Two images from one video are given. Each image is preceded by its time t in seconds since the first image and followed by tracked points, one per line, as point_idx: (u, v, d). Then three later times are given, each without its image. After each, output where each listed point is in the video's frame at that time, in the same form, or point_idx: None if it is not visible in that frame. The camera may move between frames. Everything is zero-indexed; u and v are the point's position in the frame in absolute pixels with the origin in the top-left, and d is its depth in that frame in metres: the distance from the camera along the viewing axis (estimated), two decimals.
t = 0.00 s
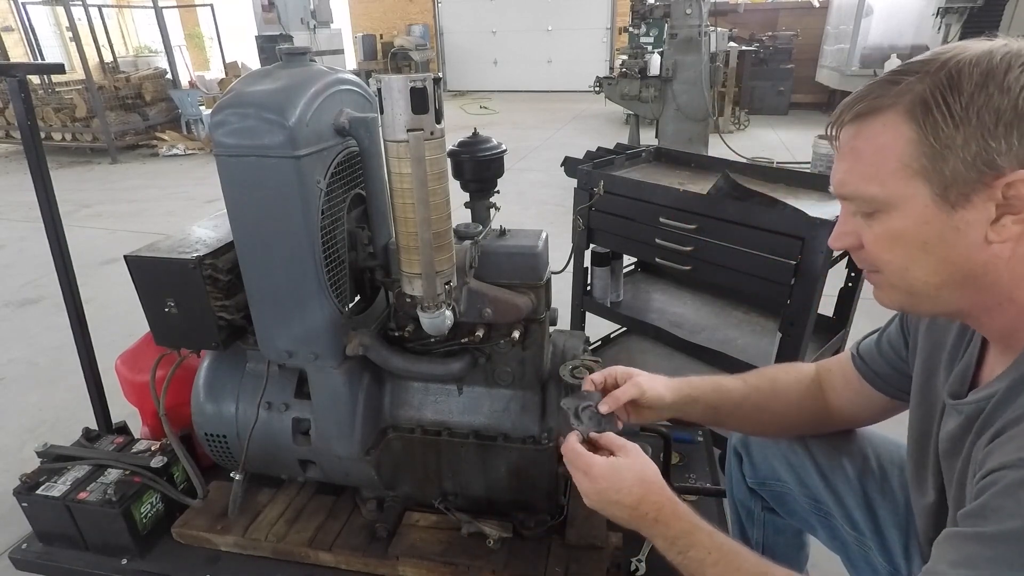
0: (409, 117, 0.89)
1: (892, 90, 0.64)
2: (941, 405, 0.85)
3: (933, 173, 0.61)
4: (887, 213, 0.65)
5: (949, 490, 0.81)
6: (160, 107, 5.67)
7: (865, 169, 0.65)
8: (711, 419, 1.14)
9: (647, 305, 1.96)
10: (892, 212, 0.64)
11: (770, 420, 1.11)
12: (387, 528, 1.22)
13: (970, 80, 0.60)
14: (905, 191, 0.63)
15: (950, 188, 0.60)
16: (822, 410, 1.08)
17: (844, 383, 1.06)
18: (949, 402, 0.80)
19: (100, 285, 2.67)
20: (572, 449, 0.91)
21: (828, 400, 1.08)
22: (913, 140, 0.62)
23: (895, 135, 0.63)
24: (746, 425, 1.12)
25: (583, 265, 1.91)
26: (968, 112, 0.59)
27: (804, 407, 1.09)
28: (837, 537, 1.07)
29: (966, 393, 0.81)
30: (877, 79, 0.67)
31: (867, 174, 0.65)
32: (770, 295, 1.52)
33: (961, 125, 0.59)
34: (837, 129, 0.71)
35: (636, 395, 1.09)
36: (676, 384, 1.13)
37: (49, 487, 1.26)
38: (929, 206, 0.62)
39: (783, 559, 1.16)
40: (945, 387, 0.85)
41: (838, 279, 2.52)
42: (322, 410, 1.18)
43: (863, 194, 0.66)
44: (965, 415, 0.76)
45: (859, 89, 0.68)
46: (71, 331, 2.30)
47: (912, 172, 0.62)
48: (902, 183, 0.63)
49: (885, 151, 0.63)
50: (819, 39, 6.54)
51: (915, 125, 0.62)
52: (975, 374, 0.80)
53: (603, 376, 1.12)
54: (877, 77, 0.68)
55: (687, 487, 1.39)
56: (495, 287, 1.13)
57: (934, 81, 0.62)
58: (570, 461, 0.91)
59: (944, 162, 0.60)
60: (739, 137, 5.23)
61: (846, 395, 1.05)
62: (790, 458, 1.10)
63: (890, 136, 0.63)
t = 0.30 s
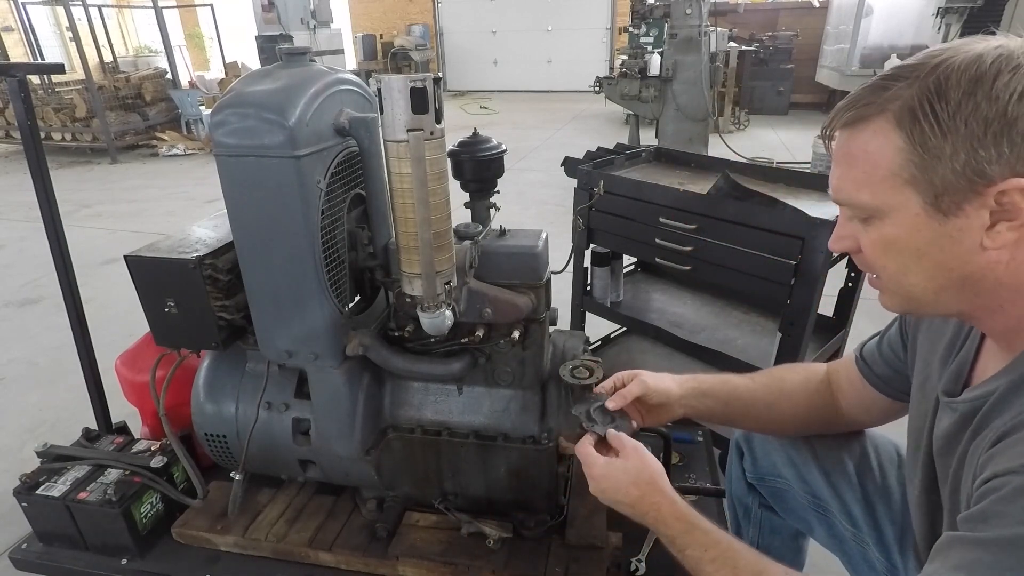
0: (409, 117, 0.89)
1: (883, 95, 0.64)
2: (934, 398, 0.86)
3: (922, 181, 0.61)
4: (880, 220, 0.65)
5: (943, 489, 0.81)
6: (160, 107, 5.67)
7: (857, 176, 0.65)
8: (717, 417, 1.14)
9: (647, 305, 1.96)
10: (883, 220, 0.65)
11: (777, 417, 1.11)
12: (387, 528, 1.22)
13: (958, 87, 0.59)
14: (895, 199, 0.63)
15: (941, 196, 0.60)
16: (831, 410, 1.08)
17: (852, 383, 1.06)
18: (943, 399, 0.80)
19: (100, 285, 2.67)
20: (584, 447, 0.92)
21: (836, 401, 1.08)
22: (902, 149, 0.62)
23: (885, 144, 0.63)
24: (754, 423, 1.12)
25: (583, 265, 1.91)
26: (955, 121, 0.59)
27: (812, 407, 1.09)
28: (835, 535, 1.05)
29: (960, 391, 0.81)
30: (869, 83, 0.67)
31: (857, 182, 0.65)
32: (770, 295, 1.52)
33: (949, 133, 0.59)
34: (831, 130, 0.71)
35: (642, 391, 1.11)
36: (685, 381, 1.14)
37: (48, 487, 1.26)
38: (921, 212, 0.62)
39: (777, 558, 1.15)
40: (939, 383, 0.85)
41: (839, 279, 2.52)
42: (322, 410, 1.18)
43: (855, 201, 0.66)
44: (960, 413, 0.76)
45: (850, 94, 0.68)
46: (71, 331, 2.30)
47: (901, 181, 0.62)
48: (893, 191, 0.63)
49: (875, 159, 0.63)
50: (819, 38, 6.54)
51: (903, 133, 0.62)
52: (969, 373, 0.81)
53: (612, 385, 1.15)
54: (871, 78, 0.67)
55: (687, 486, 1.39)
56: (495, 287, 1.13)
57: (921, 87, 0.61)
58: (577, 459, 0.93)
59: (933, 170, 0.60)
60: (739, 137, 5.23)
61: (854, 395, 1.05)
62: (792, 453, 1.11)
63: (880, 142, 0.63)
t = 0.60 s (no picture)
0: (409, 117, 0.89)
1: (887, 93, 0.64)
2: (927, 391, 0.86)
3: (928, 181, 0.61)
4: (885, 219, 0.65)
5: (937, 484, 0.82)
6: (160, 107, 5.67)
7: (861, 176, 0.65)
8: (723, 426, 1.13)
9: (647, 305, 1.96)
10: (889, 220, 0.65)
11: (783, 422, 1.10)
12: (387, 528, 1.22)
13: (964, 84, 0.59)
14: (901, 199, 0.63)
15: (948, 195, 0.60)
16: (832, 409, 1.08)
17: (851, 381, 1.05)
18: (936, 392, 0.80)
19: (100, 285, 2.67)
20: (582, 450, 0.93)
21: (836, 400, 1.07)
22: (907, 148, 0.62)
23: (890, 144, 0.63)
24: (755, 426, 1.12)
25: (583, 265, 1.91)
26: (961, 119, 0.59)
27: (813, 407, 1.09)
28: (834, 535, 1.06)
29: (953, 383, 0.81)
30: (870, 82, 0.66)
31: (862, 182, 0.65)
32: (769, 295, 1.52)
33: (956, 132, 0.59)
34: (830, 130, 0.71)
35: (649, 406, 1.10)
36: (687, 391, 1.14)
37: (49, 487, 1.27)
38: (927, 213, 0.62)
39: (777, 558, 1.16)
40: (933, 374, 0.85)
41: (838, 279, 2.52)
42: (322, 410, 1.18)
43: (860, 200, 0.66)
44: (952, 406, 0.76)
45: (853, 91, 0.68)
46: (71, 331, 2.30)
47: (908, 180, 0.62)
48: (898, 191, 0.63)
49: (880, 159, 0.63)
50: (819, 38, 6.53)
51: (909, 133, 0.61)
52: (961, 366, 0.81)
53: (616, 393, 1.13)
54: (873, 76, 0.67)
55: (687, 486, 1.39)
56: (495, 287, 1.13)
57: (926, 86, 0.61)
58: (575, 462, 0.93)
59: (940, 170, 0.60)
60: (739, 137, 5.23)
61: (854, 393, 1.05)
62: (791, 453, 1.11)
63: (885, 142, 0.63)
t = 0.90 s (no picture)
0: (409, 117, 0.89)
1: (916, 84, 0.62)
2: (929, 392, 0.86)
3: (958, 180, 0.59)
4: (905, 219, 0.64)
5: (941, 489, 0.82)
6: (160, 107, 5.67)
7: (881, 171, 0.64)
8: (724, 433, 1.13)
9: (647, 305, 1.96)
10: (907, 220, 0.64)
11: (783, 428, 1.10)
12: (387, 528, 1.22)
13: (1005, 77, 0.56)
14: (927, 197, 0.61)
15: (975, 195, 0.58)
16: (835, 414, 1.07)
17: (853, 386, 1.05)
18: (940, 395, 0.81)
19: (100, 285, 2.67)
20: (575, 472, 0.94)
21: (838, 404, 1.07)
22: (936, 143, 0.60)
23: (917, 139, 0.61)
24: (761, 434, 1.11)
25: (583, 265, 1.91)
26: (1000, 115, 0.56)
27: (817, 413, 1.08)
28: (835, 536, 1.06)
29: (956, 388, 0.81)
30: (897, 68, 0.64)
31: (884, 177, 0.64)
32: (770, 295, 1.52)
33: (992, 128, 0.57)
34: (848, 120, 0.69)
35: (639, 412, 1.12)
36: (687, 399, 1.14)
37: (49, 487, 1.27)
38: (950, 214, 0.61)
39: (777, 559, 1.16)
40: (936, 376, 0.85)
41: (838, 279, 2.52)
42: (322, 410, 1.18)
43: (876, 194, 0.65)
44: (958, 410, 0.76)
45: (879, 78, 0.66)
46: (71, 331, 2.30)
47: (935, 177, 0.60)
48: (921, 189, 0.61)
49: (905, 153, 0.61)
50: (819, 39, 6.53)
51: (938, 127, 0.60)
52: (966, 370, 0.81)
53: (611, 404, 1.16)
54: (901, 62, 0.65)
55: (688, 486, 1.39)
56: (495, 287, 1.13)
57: (959, 78, 0.59)
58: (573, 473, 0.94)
59: (972, 167, 0.58)
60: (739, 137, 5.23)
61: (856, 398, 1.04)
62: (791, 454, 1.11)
63: (910, 136, 0.61)
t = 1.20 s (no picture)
0: (409, 117, 0.89)
1: (939, 85, 0.60)
2: (934, 395, 0.86)
3: (980, 190, 0.58)
4: (924, 226, 0.63)
5: (947, 498, 0.82)
6: (160, 107, 5.67)
7: (899, 177, 0.63)
8: (719, 434, 1.12)
9: (647, 305, 1.96)
10: (924, 228, 0.63)
11: (777, 431, 1.10)
12: (387, 528, 1.22)
13: None
14: (947, 205, 0.60)
15: (997, 207, 0.57)
16: (830, 418, 1.08)
17: (848, 389, 1.06)
18: (947, 403, 0.80)
19: (100, 286, 2.67)
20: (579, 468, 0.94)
21: (833, 408, 1.08)
22: (958, 150, 0.58)
23: (939, 145, 0.59)
24: (758, 439, 1.11)
25: (584, 265, 1.90)
26: None
27: (812, 416, 1.09)
28: (833, 544, 1.05)
29: (964, 395, 0.81)
30: (920, 67, 0.63)
31: (902, 183, 0.63)
32: (770, 295, 1.52)
33: (1018, 137, 0.55)
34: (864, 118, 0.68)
35: (625, 402, 1.10)
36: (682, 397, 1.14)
37: (49, 487, 1.27)
38: (971, 224, 0.60)
39: (776, 565, 1.15)
40: (941, 382, 0.85)
41: (839, 278, 2.52)
42: (322, 410, 1.18)
43: (891, 199, 0.64)
44: (965, 418, 0.76)
45: (900, 78, 0.65)
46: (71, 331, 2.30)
47: (955, 185, 0.59)
48: (941, 198, 0.60)
49: (927, 159, 0.60)
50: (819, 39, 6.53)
51: (962, 134, 0.58)
52: (971, 377, 0.81)
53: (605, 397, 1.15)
54: (924, 59, 0.64)
55: (687, 486, 1.39)
56: (495, 288, 1.13)
57: (988, 82, 0.57)
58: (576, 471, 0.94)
59: (997, 177, 0.56)
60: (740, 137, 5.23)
61: (852, 401, 1.05)
62: (787, 462, 1.10)
63: (932, 141, 0.60)
